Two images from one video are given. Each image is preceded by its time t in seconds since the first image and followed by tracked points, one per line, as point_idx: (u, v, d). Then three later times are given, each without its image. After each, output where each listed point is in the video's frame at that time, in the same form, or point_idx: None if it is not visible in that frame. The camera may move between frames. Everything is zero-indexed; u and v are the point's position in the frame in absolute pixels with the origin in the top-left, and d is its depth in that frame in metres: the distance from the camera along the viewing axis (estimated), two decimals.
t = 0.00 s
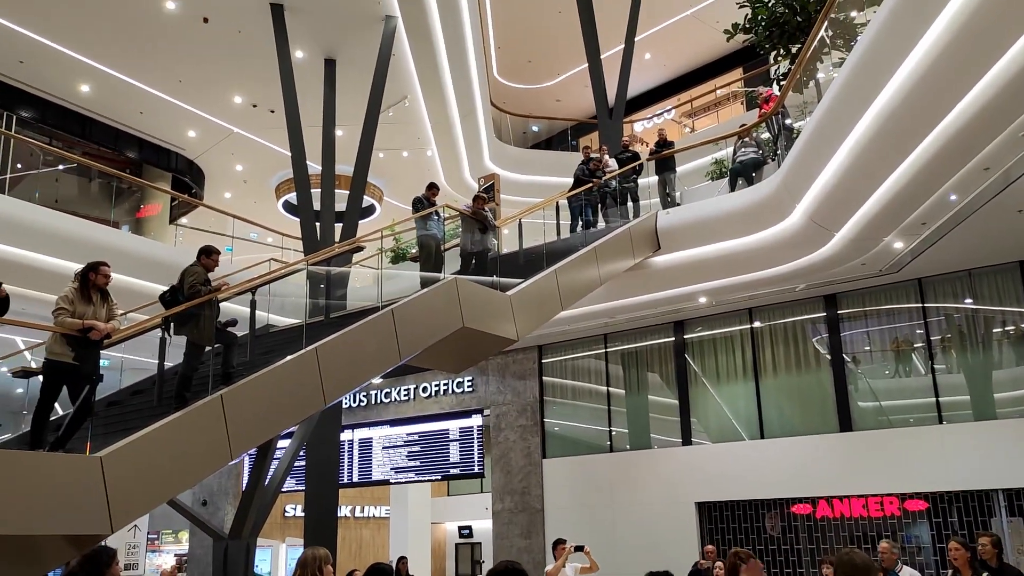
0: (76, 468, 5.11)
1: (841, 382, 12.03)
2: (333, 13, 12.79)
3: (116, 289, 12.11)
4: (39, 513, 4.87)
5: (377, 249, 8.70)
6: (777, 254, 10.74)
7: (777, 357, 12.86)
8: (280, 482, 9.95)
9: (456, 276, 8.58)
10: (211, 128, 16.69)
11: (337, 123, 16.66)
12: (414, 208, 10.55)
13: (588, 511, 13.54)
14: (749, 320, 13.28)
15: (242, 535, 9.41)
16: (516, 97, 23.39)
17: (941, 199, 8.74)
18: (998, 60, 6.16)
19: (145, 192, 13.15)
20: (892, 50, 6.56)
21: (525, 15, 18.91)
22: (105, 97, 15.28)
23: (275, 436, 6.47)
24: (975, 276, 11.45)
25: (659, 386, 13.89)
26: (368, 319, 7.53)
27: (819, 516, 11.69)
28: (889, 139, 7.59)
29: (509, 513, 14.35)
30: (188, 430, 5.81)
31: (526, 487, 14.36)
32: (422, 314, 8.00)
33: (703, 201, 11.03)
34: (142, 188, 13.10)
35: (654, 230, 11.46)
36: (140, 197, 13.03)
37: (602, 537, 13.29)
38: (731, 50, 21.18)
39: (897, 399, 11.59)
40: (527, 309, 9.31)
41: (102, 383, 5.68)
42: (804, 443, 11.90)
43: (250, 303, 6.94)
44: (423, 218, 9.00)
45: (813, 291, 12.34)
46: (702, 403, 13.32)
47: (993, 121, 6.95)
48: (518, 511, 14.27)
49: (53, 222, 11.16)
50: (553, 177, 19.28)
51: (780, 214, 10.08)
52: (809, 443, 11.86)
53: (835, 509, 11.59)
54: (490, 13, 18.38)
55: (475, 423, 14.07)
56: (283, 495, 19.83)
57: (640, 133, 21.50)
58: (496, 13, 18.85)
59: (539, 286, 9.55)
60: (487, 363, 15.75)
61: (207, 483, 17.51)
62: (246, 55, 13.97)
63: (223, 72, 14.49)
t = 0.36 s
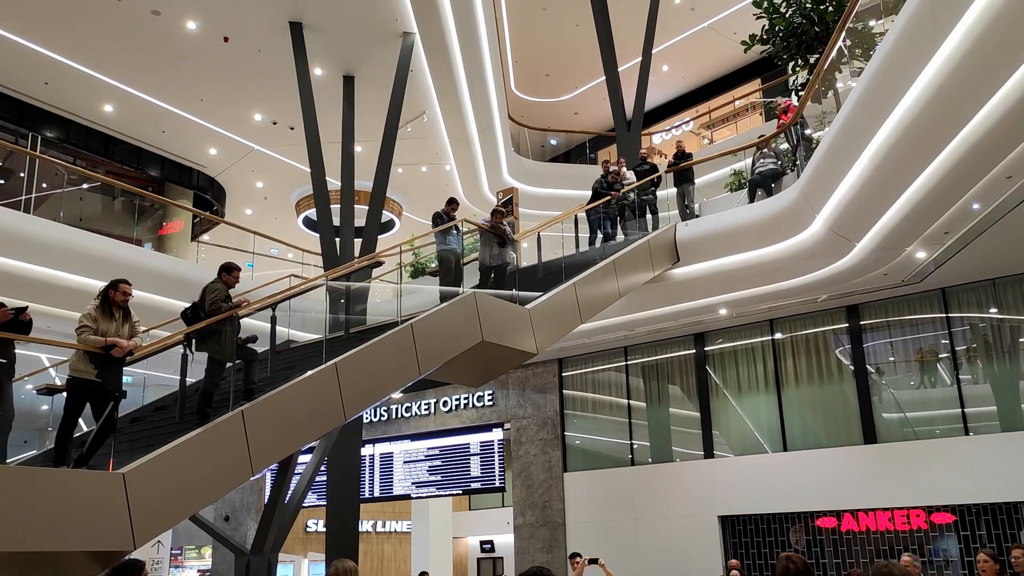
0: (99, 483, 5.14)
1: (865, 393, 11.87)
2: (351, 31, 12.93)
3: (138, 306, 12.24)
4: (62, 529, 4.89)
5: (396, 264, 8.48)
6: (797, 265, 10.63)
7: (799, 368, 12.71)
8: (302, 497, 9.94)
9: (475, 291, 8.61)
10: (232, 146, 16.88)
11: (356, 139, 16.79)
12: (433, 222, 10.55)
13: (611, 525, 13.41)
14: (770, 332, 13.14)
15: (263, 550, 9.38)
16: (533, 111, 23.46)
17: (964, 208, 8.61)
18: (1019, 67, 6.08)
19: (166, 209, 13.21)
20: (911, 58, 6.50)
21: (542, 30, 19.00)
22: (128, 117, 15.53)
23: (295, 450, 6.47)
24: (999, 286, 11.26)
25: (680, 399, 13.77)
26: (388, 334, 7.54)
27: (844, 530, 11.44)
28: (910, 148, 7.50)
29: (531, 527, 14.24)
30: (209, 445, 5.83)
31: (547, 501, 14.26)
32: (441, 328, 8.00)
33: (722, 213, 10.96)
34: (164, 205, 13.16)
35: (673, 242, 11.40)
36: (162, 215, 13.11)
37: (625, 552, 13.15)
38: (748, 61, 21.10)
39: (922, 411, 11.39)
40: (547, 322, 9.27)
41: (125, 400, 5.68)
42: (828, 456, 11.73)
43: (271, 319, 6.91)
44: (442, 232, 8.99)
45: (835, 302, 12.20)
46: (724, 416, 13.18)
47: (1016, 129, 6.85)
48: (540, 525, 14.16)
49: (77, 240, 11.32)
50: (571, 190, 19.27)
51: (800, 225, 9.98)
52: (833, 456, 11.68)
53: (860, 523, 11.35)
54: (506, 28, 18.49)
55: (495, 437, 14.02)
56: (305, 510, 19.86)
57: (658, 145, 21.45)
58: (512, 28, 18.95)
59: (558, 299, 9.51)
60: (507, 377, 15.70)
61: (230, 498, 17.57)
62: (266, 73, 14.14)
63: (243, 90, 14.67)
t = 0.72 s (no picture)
0: (125, 495, 5.18)
1: (892, 400, 11.68)
2: (370, 43, 13.02)
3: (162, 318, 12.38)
4: (88, 540, 4.93)
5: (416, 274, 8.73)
6: (820, 271, 10.51)
7: (823, 375, 12.55)
8: (326, 507, 9.94)
9: (495, 300, 8.55)
10: (254, 159, 17.06)
11: (376, 150, 16.89)
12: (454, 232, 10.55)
13: (635, 535, 13.29)
14: (794, 338, 12.99)
15: (287, 560, 9.37)
16: (552, 120, 23.46)
17: (989, 211, 8.47)
18: None
19: (190, 223, 13.26)
20: (932, 62, 6.42)
21: (560, 38, 19.02)
22: (152, 132, 15.75)
23: (317, 460, 6.49)
24: None
25: (704, 406, 13.64)
26: (409, 345, 7.52)
27: (872, 538, 11.26)
28: (933, 152, 7.39)
29: (554, 536, 14.16)
30: (233, 456, 5.86)
31: (571, 510, 14.16)
32: (463, 338, 7.98)
33: (744, 219, 10.87)
34: (188, 218, 13.20)
35: (694, 250, 11.36)
36: (185, 227, 13.16)
37: (650, 561, 13.02)
38: (767, 66, 20.95)
39: (950, 416, 11.17)
40: (568, 330, 9.22)
41: (150, 412, 5.73)
42: (855, 464, 11.54)
43: (293, 330, 6.92)
44: (464, 242, 9.00)
45: (859, 307, 12.03)
46: (748, 424, 13.04)
47: None
48: (563, 534, 14.07)
49: (102, 254, 11.47)
50: (591, 197, 19.23)
51: (823, 230, 9.87)
52: (861, 464, 11.50)
53: (888, 531, 11.16)
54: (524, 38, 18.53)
55: (518, 446, 13.97)
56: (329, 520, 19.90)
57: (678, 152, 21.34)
58: (530, 38, 19.00)
59: (579, 308, 9.45)
60: (529, 386, 15.64)
61: (254, 508, 17.67)
62: (286, 86, 14.28)
63: (264, 104, 14.83)
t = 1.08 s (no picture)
0: (154, 498, 5.22)
1: (920, 399, 11.48)
2: (391, 48, 13.08)
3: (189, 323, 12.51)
4: (115, 545, 4.96)
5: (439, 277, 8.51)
6: (845, 269, 10.37)
7: (850, 374, 12.37)
8: (351, 510, 9.96)
9: (518, 302, 8.53)
10: (276, 164, 17.20)
11: (398, 154, 16.95)
12: (477, 235, 10.57)
13: (661, 537, 13.18)
14: (820, 337, 12.83)
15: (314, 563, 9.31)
16: (573, 122, 23.42)
17: (1019, 207, 8.29)
18: None
19: (214, 229, 13.45)
20: (958, 57, 6.31)
21: (580, 40, 18.97)
22: (176, 139, 15.94)
23: (343, 464, 6.50)
24: None
25: (729, 407, 13.51)
26: (434, 347, 7.54)
27: (902, 539, 11.09)
28: (960, 149, 7.26)
29: (580, 539, 14.09)
30: (260, 460, 5.89)
31: (596, 512, 14.08)
32: (486, 340, 7.97)
33: (768, 218, 10.76)
34: (212, 225, 13.35)
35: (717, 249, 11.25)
36: (211, 233, 13.33)
37: (676, 563, 12.92)
38: (790, 64, 20.75)
39: (981, 415, 10.95)
40: (592, 333, 9.18)
41: (177, 417, 5.78)
42: (884, 464, 11.35)
43: (317, 334, 6.96)
44: (486, 245, 8.98)
45: (886, 305, 11.84)
46: (774, 424, 12.89)
47: None
48: (589, 536, 14.00)
49: (128, 261, 11.62)
50: (613, 198, 19.14)
51: (848, 228, 9.73)
52: (889, 464, 11.30)
53: (919, 532, 10.98)
54: (544, 40, 18.52)
55: (542, 448, 13.92)
56: (355, 523, 19.99)
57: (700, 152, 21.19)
58: (550, 39, 18.97)
59: (602, 309, 9.40)
60: (553, 388, 15.58)
61: (281, 512, 17.80)
62: (308, 92, 14.39)
63: (286, 110, 14.95)
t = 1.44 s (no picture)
0: (183, 498, 5.26)
1: (950, 394, 11.28)
2: (411, 48, 13.10)
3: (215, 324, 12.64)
4: (145, 545, 5.01)
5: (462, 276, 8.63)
6: (873, 263, 10.19)
7: (878, 370, 12.18)
8: (377, 509, 9.99)
9: (541, 300, 8.51)
10: (299, 165, 17.32)
11: (419, 154, 16.98)
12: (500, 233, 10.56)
13: (687, 535, 13.08)
14: (846, 333, 12.64)
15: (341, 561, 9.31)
16: (595, 119, 23.32)
17: None
18: None
19: (239, 230, 13.48)
20: (986, 46, 6.18)
21: (601, 36, 18.87)
22: (200, 142, 16.11)
23: (368, 463, 6.51)
24: None
25: (754, 403, 13.37)
26: (458, 345, 7.54)
27: (933, 536, 10.86)
28: (988, 141, 7.12)
29: (606, 536, 14.03)
30: (287, 460, 5.92)
31: (622, 510, 14.01)
32: (510, 338, 7.94)
33: (793, 212, 10.63)
34: (237, 226, 13.39)
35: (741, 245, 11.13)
36: (236, 234, 13.40)
37: (703, 562, 12.81)
38: (814, 57, 20.48)
39: (1013, 411, 10.73)
40: (616, 330, 9.13)
41: (205, 417, 5.86)
42: (914, 461, 11.15)
43: (342, 334, 6.99)
44: (509, 243, 8.94)
45: (914, 300, 11.64)
46: (801, 420, 12.73)
47: None
48: (615, 534, 13.93)
49: (155, 263, 11.77)
50: (636, 195, 19.03)
51: (874, 222, 9.58)
52: (919, 461, 11.11)
53: (950, 528, 10.74)
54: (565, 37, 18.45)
55: (567, 447, 13.88)
56: (382, 522, 20.10)
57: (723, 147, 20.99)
58: (570, 36, 18.90)
59: (626, 306, 9.33)
60: (577, 386, 15.52)
61: (308, 511, 17.93)
62: (329, 93, 14.46)
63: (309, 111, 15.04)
